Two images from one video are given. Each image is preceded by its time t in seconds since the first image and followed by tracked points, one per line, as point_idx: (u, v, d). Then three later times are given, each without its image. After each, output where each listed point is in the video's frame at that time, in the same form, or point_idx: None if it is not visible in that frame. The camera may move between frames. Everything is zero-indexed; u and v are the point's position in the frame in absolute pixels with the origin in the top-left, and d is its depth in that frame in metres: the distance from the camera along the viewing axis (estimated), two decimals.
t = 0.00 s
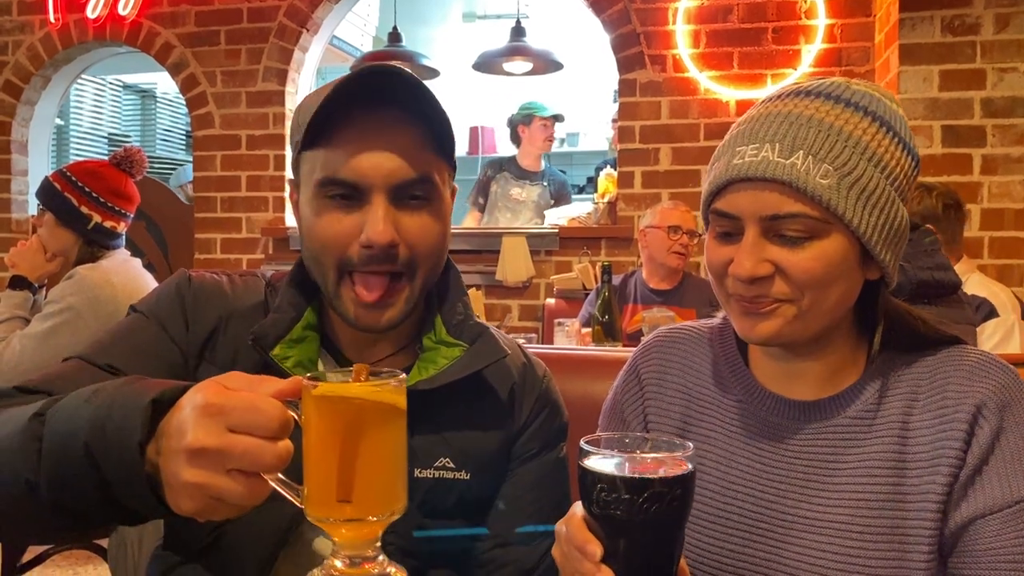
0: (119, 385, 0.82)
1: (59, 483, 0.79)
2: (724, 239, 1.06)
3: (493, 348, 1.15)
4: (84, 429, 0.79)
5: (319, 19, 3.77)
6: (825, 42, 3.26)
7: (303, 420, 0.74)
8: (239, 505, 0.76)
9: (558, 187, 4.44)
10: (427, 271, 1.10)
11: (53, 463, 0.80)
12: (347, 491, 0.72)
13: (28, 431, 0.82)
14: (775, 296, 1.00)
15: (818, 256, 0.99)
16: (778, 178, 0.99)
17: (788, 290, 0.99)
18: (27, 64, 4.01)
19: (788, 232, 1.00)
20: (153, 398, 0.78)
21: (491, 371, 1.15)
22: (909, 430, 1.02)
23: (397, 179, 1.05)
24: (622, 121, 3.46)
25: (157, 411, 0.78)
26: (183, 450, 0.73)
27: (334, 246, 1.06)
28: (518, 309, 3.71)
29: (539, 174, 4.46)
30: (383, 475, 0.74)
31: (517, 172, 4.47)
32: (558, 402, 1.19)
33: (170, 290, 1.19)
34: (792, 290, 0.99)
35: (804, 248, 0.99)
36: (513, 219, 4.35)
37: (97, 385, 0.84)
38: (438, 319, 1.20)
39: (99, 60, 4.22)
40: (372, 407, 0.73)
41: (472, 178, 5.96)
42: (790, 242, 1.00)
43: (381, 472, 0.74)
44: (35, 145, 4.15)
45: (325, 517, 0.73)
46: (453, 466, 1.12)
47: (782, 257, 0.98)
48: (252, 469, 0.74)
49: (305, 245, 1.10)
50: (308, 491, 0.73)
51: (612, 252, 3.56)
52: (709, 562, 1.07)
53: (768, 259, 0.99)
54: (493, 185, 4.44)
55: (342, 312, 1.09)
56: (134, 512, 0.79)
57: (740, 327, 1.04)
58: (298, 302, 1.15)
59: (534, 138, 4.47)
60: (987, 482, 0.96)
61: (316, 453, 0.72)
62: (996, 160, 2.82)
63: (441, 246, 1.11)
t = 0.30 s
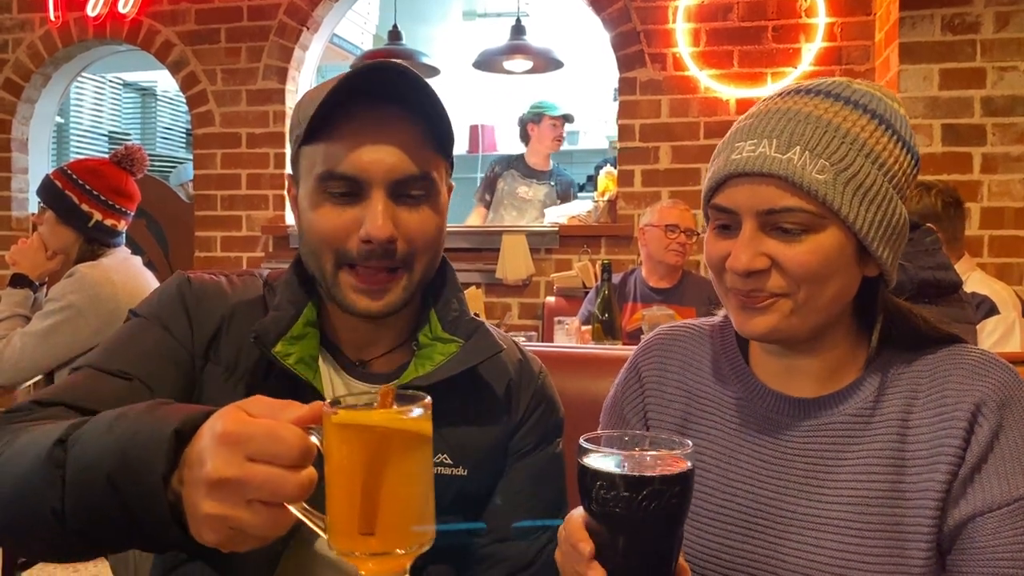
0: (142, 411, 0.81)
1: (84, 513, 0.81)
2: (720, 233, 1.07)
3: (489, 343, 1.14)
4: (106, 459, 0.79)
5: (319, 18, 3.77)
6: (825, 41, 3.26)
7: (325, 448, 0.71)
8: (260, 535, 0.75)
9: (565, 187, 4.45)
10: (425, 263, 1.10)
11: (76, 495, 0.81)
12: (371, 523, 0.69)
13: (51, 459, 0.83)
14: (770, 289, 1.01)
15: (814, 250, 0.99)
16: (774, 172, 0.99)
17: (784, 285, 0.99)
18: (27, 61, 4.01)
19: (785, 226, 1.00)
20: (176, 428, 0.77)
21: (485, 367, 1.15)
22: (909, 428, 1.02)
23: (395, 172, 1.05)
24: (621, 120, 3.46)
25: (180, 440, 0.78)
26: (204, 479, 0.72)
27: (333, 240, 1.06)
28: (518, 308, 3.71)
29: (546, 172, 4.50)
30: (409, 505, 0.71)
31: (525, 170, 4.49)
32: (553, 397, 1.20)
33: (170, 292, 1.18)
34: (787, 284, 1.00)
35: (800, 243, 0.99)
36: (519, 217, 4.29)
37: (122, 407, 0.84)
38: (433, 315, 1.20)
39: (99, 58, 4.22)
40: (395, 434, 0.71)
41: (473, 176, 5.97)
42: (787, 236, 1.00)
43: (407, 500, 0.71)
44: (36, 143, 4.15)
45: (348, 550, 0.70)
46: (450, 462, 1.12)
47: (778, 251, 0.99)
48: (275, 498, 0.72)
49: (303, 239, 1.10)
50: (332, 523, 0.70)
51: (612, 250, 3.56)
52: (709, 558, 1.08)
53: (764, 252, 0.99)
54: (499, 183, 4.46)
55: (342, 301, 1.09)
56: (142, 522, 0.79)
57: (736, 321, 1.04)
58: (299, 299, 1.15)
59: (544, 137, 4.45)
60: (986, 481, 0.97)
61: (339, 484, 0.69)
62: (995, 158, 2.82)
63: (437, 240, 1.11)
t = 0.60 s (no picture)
0: (161, 441, 0.80)
1: (102, 540, 0.82)
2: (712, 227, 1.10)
3: (492, 343, 1.15)
4: (126, 488, 0.79)
5: (319, 16, 3.77)
6: (825, 39, 3.25)
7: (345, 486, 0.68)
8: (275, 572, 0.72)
9: (565, 185, 4.44)
10: (435, 254, 1.11)
11: (94, 522, 0.81)
12: (390, 565, 0.67)
13: (69, 482, 0.83)
14: (753, 280, 1.02)
15: (791, 240, 1.00)
16: (751, 165, 1.02)
17: (763, 274, 1.01)
18: (27, 59, 4.01)
19: (763, 218, 1.02)
20: (196, 459, 0.76)
21: (488, 366, 1.16)
22: (910, 426, 1.02)
23: (397, 175, 1.05)
24: (622, 118, 3.46)
25: (200, 472, 0.77)
26: (221, 513, 0.71)
27: (331, 236, 1.06)
28: (518, 306, 3.71)
29: (547, 171, 4.49)
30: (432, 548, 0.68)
31: (525, 168, 4.49)
32: (552, 395, 1.21)
33: (173, 290, 1.18)
34: (765, 273, 1.01)
35: (777, 233, 1.01)
36: (519, 216, 4.37)
37: (148, 429, 0.84)
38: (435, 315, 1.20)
39: (99, 56, 4.21)
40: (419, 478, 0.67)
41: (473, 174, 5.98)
42: (766, 227, 1.02)
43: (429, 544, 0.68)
44: (36, 140, 4.15)
45: None
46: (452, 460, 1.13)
47: (757, 242, 1.01)
48: (296, 536, 0.69)
49: (306, 238, 1.11)
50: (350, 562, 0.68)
51: (612, 249, 3.56)
52: (708, 554, 1.08)
53: (744, 243, 1.02)
54: (500, 181, 4.47)
55: (351, 291, 1.08)
56: (153, 537, 0.78)
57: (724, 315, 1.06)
58: (302, 299, 1.14)
59: (544, 136, 4.44)
60: (987, 480, 0.97)
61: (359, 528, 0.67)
62: (995, 157, 2.82)
63: (440, 241, 1.11)
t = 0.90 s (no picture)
0: (172, 459, 0.82)
1: (107, 557, 0.82)
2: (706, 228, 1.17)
3: (494, 346, 1.16)
4: (136, 509, 0.80)
5: (318, 13, 3.77)
6: (824, 36, 3.26)
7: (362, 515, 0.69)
8: None
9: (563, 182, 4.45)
10: (442, 261, 1.11)
11: (100, 540, 0.82)
12: None
13: (75, 496, 0.84)
14: (731, 271, 1.09)
15: (756, 233, 1.07)
16: (717, 165, 1.10)
17: (730, 267, 1.09)
18: (27, 56, 4.01)
19: (732, 211, 1.10)
20: (207, 482, 0.77)
21: (491, 369, 1.16)
22: (910, 428, 1.02)
23: (406, 182, 1.05)
24: (621, 116, 3.46)
25: (210, 496, 0.77)
26: (232, 540, 0.70)
27: (338, 240, 1.07)
28: (517, 303, 3.71)
29: (546, 169, 4.48)
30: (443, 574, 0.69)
31: (523, 165, 4.50)
32: (553, 394, 1.21)
33: (175, 288, 1.18)
34: (733, 266, 1.09)
35: (738, 227, 1.08)
36: (517, 213, 4.38)
37: (158, 446, 0.85)
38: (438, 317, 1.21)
39: (99, 53, 4.21)
40: (432, 500, 0.68)
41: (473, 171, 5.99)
42: (733, 220, 1.10)
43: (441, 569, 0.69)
44: (35, 137, 4.15)
45: None
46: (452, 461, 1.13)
47: (727, 236, 1.09)
48: (308, 566, 0.69)
49: (315, 243, 1.11)
50: None
51: (611, 246, 3.57)
52: (708, 553, 1.09)
53: (717, 238, 1.10)
54: (498, 178, 4.48)
55: (358, 297, 1.09)
56: (160, 553, 0.79)
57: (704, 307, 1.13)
58: (308, 303, 1.14)
59: (541, 133, 4.46)
60: (988, 483, 0.97)
61: (371, 548, 0.68)
62: (994, 154, 2.83)
63: (449, 245, 1.11)
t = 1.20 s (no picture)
0: (173, 462, 0.82)
1: (105, 558, 0.83)
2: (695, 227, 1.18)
3: (489, 351, 1.15)
4: (137, 512, 0.80)
5: (318, 10, 3.78)
6: (822, 34, 3.27)
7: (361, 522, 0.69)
8: None
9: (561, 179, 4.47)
10: (440, 268, 1.13)
11: (98, 541, 0.83)
12: None
13: (75, 496, 0.85)
14: (719, 270, 1.10)
15: (747, 232, 1.08)
16: (704, 166, 1.11)
17: (719, 265, 1.10)
18: (26, 53, 4.01)
19: (720, 211, 1.11)
20: (209, 487, 0.77)
21: (484, 375, 1.18)
22: (897, 422, 1.03)
23: (406, 192, 1.06)
24: (619, 113, 3.47)
25: (212, 500, 0.77)
26: (233, 544, 0.72)
27: (336, 248, 1.08)
28: (515, 300, 3.72)
29: (543, 166, 4.50)
30: None
31: (520, 163, 4.51)
32: (551, 393, 1.23)
33: (175, 285, 1.19)
34: (722, 264, 1.10)
35: (725, 225, 1.10)
36: (515, 210, 4.39)
37: (158, 449, 0.86)
38: (435, 319, 1.21)
39: (97, 49, 4.22)
40: (431, 507, 0.69)
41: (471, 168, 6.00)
42: (720, 219, 1.10)
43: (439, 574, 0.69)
44: (34, 133, 4.16)
45: None
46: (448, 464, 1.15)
47: (716, 235, 1.09)
48: (306, 569, 0.70)
49: (309, 248, 1.12)
50: None
51: (609, 243, 3.58)
52: (703, 552, 1.10)
53: (706, 238, 1.10)
54: (495, 176, 4.49)
55: (353, 305, 1.11)
56: (161, 556, 0.79)
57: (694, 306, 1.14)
58: (299, 307, 1.15)
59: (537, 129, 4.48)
60: (975, 472, 0.98)
61: (370, 553, 0.69)
62: (990, 152, 2.85)
63: (447, 251, 1.12)
